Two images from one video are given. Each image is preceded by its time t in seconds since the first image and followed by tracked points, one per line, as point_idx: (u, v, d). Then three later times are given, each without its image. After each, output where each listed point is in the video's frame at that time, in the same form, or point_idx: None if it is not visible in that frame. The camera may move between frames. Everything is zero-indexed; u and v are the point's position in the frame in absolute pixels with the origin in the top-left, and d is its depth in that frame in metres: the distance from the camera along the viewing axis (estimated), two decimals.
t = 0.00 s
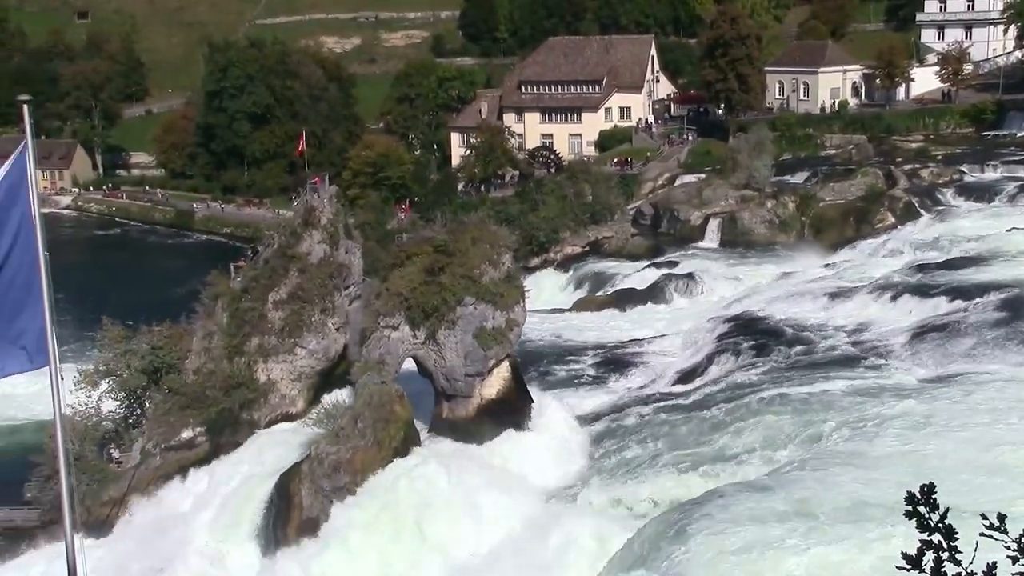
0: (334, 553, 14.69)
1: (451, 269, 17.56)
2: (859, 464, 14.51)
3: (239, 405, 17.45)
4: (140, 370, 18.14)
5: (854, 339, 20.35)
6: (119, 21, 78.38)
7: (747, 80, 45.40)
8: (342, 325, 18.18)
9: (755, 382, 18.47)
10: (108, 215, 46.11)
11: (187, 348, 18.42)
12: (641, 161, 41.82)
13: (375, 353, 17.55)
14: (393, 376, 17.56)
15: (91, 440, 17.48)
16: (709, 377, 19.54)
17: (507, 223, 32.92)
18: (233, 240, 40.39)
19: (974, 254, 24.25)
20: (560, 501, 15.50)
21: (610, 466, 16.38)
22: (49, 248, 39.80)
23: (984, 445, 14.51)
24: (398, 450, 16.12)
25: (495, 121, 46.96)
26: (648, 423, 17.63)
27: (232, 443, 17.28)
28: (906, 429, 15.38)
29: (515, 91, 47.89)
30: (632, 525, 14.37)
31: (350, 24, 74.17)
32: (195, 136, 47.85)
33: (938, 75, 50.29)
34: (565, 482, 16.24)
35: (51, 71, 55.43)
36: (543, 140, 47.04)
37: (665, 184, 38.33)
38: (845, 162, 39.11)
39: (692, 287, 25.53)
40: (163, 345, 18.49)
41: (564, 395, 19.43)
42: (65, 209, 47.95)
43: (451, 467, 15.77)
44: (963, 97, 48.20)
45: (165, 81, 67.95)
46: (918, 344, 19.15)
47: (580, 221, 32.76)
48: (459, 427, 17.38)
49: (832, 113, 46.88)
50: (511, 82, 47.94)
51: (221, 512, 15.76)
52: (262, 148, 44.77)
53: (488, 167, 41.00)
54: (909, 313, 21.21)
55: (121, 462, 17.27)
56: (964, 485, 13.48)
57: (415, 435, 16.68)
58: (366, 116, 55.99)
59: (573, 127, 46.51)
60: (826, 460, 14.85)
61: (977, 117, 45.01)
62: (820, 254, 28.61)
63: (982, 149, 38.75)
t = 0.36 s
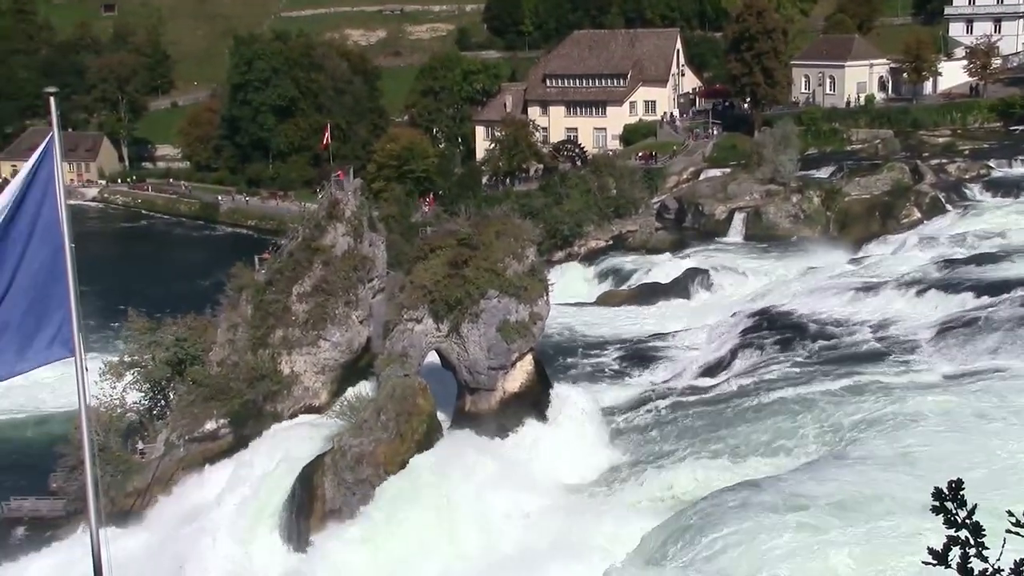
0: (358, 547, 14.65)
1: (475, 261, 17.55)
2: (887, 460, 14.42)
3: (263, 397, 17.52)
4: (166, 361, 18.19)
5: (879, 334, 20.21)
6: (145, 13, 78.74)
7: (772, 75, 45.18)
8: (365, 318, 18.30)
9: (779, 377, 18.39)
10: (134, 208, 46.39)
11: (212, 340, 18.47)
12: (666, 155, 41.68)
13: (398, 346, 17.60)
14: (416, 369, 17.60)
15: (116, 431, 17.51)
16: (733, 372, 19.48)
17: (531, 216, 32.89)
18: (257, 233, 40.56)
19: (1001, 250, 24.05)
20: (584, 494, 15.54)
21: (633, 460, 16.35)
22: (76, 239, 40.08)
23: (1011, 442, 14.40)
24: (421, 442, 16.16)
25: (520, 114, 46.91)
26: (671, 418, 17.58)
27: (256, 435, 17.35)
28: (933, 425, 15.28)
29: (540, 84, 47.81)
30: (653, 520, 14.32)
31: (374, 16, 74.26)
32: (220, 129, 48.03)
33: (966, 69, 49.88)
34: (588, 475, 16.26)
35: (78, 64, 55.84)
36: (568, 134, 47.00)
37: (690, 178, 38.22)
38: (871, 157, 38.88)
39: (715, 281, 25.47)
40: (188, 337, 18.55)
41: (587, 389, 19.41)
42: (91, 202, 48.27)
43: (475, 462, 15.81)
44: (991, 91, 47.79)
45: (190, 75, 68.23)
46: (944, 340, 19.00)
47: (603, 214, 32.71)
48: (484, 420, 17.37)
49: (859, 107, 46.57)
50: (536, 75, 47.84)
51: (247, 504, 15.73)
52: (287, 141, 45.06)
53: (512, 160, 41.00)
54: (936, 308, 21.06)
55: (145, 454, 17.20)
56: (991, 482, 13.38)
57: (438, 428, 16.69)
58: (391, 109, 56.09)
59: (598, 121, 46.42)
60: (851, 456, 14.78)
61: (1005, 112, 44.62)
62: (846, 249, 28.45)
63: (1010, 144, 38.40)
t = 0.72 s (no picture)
0: (375, 539, 14.63)
1: (491, 254, 17.54)
2: (903, 456, 14.36)
3: (278, 388, 17.57)
4: (181, 352, 18.11)
5: (896, 330, 20.11)
6: (164, 4, 78.96)
7: (790, 68, 45.01)
8: (382, 310, 18.20)
9: (795, 372, 18.34)
10: (151, 198, 46.58)
11: (228, 331, 18.54)
12: (683, 149, 41.57)
13: (414, 339, 17.61)
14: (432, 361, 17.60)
15: (133, 421, 17.55)
16: (749, 366, 19.43)
17: (547, 209, 32.86)
18: (274, 224, 40.66)
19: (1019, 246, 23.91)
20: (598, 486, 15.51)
21: (648, 454, 16.30)
22: (94, 230, 40.30)
23: None
24: (436, 434, 16.16)
25: (536, 107, 46.84)
26: (685, 412, 17.54)
27: (271, 426, 17.42)
28: (950, 422, 15.21)
29: (557, 77, 47.73)
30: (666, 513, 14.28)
31: (392, 8, 74.25)
32: (237, 121, 48.12)
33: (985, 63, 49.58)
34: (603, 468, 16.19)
35: (97, 55, 56.09)
36: (585, 127, 46.94)
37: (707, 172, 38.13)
38: (888, 152, 38.71)
39: (730, 275, 25.46)
40: (204, 328, 18.53)
41: (602, 382, 19.37)
42: (109, 192, 48.47)
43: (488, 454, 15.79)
44: (1011, 86, 47.48)
45: (207, 66, 68.38)
46: (962, 337, 18.89)
47: (619, 208, 32.65)
48: (499, 413, 17.34)
49: (878, 101, 46.34)
50: (553, 68, 47.75)
51: (261, 496, 15.81)
52: (304, 133, 45.15)
53: (529, 153, 40.97)
54: (954, 304, 20.96)
55: (161, 444, 17.35)
56: (1008, 479, 13.32)
57: (453, 421, 16.69)
58: (407, 101, 56.11)
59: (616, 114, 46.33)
60: (866, 451, 14.76)
61: None
62: (862, 243, 28.34)
63: None
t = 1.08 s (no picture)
0: (398, 538, 14.66)
1: (515, 252, 17.56)
2: (930, 458, 14.26)
3: (301, 385, 17.59)
4: (205, 348, 18.26)
5: (921, 331, 20.01)
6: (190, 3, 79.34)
7: (816, 68, 44.78)
8: (404, 308, 18.37)
9: (819, 372, 18.27)
10: (176, 195, 46.82)
11: (251, 328, 18.46)
12: (707, 148, 41.44)
13: (437, 336, 17.57)
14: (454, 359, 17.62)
15: (156, 417, 17.63)
16: (773, 366, 19.35)
17: (571, 207, 32.82)
18: (298, 221, 40.78)
19: None
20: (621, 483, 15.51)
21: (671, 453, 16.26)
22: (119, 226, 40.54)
23: None
24: (458, 432, 16.18)
25: (560, 106, 46.78)
26: (708, 412, 17.50)
27: (293, 423, 17.46)
28: (976, 423, 15.11)
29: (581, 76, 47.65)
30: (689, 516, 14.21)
31: (417, 6, 74.36)
32: (262, 118, 48.28)
33: (1013, 63, 49.19)
34: (625, 466, 16.17)
35: (123, 52, 56.39)
36: (609, 126, 46.85)
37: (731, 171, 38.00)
38: (914, 151, 38.47)
39: (753, 274, 25.36)
40: (228, 324, 18.56)
41: (625, 381, 19.33)
42: (134, 188, 48.71)
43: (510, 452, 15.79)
44: None
45: (233, 63, 68.66)
46: (988, 337, 18.76)
47: (643, 206, 32.56)
48: (522, 411, 17.34)
49: (904, 101, 46.05)
50: (578, 66, 47.68)
51: (286, 495, 15.84)
52: (328, 130, 45.26)
53: (553, 151, 40.93)
54: (980, 304, 20.85)
55: (184, 438, 17.31)
56: None
57: (475, 419, 16.70)
58: (431, 99, 56.19)
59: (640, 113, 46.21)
60: (891, 452, 14.68)
61: None
62: (888, 244, 28.17)
63: None
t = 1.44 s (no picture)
0: (414, 540, 14.72)
1: (532, 256, 17.58)
2: (948, 466, 14.18)
3: (317, 386, 17.64)
4: (222, 349, 18.26)
5: (939, 337, 19.93)
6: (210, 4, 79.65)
7: (835, 73, 44.63)
8: (422, 310, 18.16)
9: (835, 378, 18.20)
10: (195, 196, 46.99)
11: (268, 328, 18.56)
12: (725, 153, 41.36)
13: (453, 338, 17.56)
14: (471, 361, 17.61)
15: (173, 417, 17.70)
16: (790, 371, 19.31)
17: (588, 211, 32.80)
18: (315, 223, 40.88)
19: None
20: (636, 485, 15.49)
21: (686, 457, 16.23)
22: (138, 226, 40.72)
23: None
24: (475, 435, 16.18)
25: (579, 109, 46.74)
26: (724, 417, 17.45)
27: (310, 423, 17.51)
28: (994, 433, 15.04)
29: (599, 80, 47.60)
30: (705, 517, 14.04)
31: (435, 9, 74.51)
32: (281, 119, 48.43)
33: None
34: (641, 469, 16.12)
35: (143, 52, 56.63)
36: (626, 130, 46.79)
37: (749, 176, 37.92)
38: (933, 158, 38.31)
39: (772, 279, 25.31)
40: (245, 325, 18.58)
41: (641, 385, 19.30)
42: (153, 188, 48.89)
43: (525, 454, 15.79)
44: None
45: (252, 66, 68.90)
46: (1007, 345, 18.67)
47: (660, 211, 32.51)
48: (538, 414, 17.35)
49: (923, 106, 45.86)
50: (596, 70, 47.65)
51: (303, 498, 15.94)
52: (346, 132, 45.35)
53: (571, 155, 40.93)
54: (998, 312, 20.76)
55: (201, 438, 17.49)
56: None
57: (492, 423, 16.65)
58: (449, 102, 56.26)
59: (658, 117, 46.14)
60: (908, 459, 14.62)
61: None
62: (906, 250, 28.05)
63: None
